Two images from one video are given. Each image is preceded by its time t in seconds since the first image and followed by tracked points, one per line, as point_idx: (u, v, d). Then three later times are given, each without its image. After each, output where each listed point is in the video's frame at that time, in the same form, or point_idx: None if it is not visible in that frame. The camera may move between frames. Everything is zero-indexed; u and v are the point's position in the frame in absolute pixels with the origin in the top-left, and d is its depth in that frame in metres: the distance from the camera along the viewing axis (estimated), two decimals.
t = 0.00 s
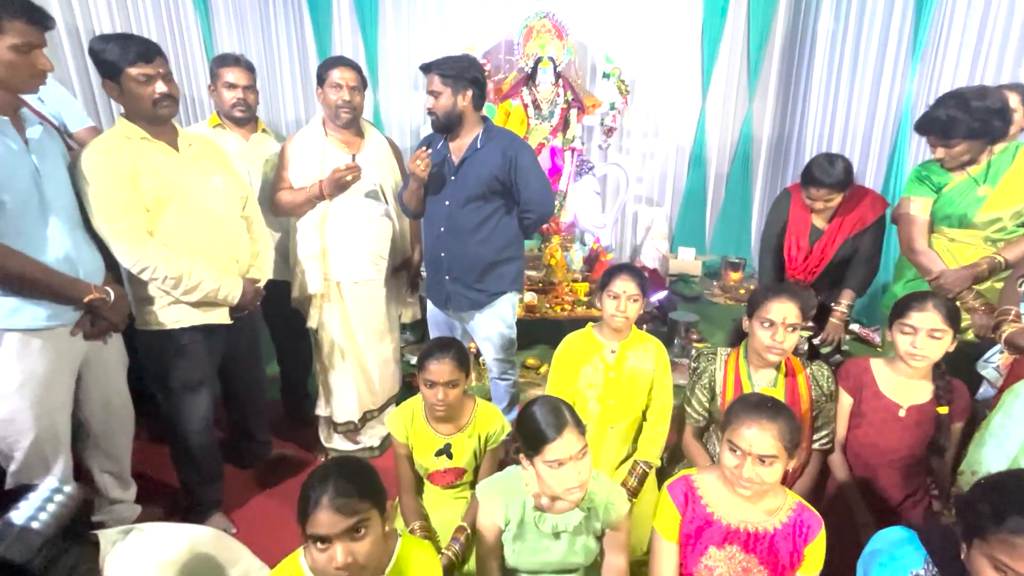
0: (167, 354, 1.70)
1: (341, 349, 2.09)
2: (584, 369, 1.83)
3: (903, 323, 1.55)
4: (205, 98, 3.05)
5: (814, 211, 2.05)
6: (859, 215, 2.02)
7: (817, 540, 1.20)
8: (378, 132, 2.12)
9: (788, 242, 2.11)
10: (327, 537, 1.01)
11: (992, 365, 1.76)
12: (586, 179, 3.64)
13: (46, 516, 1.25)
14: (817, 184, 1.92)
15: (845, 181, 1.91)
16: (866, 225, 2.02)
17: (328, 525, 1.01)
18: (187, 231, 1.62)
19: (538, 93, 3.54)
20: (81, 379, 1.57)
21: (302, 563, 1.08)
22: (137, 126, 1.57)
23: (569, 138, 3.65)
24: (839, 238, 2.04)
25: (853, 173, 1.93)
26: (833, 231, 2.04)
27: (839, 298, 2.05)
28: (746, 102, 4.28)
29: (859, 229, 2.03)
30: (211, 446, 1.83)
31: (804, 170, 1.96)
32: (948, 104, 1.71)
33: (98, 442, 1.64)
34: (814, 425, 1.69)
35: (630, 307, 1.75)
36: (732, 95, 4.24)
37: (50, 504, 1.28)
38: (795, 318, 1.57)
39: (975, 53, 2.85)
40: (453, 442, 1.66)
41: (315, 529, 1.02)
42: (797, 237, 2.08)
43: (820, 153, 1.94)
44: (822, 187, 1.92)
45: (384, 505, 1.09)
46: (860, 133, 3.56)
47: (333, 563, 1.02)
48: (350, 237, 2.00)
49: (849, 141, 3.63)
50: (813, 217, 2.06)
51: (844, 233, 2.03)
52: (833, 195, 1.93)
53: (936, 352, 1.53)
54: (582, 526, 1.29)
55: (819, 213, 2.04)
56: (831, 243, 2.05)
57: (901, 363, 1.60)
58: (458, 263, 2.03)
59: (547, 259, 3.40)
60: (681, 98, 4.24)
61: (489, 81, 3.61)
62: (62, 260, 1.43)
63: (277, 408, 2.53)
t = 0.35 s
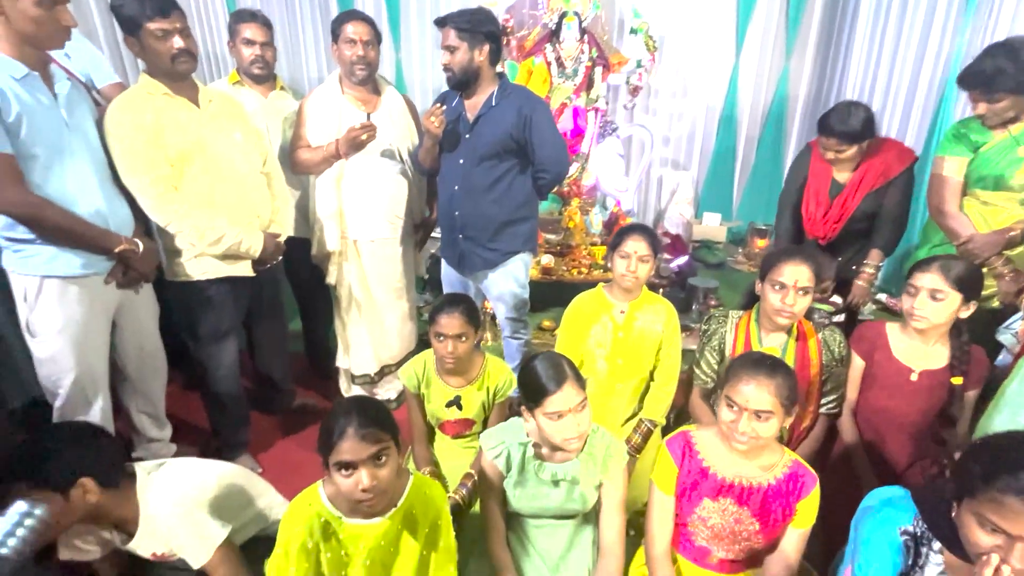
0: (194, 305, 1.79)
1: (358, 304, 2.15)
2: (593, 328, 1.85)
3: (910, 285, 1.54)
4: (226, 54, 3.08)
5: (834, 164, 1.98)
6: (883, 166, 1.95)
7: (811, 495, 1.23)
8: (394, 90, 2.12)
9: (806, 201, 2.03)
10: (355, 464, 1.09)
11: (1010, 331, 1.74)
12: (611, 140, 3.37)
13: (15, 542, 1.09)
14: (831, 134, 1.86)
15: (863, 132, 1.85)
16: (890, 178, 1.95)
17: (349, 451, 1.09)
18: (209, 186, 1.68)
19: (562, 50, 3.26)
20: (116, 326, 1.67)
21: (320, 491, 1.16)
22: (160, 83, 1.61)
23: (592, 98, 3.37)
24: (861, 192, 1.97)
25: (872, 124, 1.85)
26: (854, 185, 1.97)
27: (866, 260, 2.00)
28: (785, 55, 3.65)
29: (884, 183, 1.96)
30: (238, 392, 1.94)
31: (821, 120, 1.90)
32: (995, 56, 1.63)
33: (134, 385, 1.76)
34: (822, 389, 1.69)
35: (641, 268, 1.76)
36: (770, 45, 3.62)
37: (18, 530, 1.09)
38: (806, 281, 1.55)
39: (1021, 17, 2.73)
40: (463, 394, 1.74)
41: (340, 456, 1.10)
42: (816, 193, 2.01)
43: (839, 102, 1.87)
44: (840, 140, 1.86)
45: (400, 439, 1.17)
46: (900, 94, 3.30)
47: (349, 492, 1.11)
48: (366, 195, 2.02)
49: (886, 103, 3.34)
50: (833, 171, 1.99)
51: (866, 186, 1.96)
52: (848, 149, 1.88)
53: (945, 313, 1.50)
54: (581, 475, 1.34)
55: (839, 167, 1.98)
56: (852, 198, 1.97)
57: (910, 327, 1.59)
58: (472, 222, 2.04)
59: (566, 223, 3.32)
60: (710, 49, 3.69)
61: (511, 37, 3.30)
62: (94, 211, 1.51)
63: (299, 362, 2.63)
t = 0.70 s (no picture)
0: (224, 258, 1.85)
1: (381, 261, 2.19)
2: (611, 289, 1.85)
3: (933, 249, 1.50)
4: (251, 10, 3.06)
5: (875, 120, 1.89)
6: (929, 119, 1.84)
7: (822, 456, 1.22)
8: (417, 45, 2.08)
9: (845, 159, 1.96)
10: (371, 408, 1.13)
11: None
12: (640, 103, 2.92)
13: None
14: (872, 89, 1.78)
15: (903, 85, 1.76)
16: (938, 132, 1.84)
17: (366, 396, 1.13)
18: (237, 141, 1.71)
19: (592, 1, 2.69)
20: (152, 275, 1.76)
21: (339, 437, 1.21)
22: (187, 36, 1.61)
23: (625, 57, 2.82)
24: (904, 149, 1.87)
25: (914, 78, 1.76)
26: (897, 141, 1.87)
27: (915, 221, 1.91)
28: None
29: (931, 139, 1.84)
30: (266, 342, 2.03)
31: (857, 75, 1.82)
32: None
33: (170, 331, 1.86)
34: (846, 354, 1.65)
35: (661, 229, 1.73)
36: None
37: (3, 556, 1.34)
38: (828, 243, 1.50)
39: None
40: (480, 349, 1.78)
41: (357, 402, 1.15)
42: (855, 152, 1.92)
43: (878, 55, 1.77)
44: (880, 94, 1.77)
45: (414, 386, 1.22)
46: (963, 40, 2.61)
47: (365, 435, 1.15)
48: (389, 152, 2.04)
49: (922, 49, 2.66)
50: (874, 128, 1.90)
51: (910, 142, 1.86)
52: (889, 102, 1.79)
53: (980, 281, 1.44)
54: (590, 429, 1.38)
55: (881, 124, 1.88)
56: (895, 156, 1.88)
57: (944, 296, 1.52)
58: (493, 180, 2.03)
59: (590, 186, 3.01)
60: None
61: None
62: (128, 163, 1.57)
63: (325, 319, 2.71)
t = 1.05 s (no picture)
0: (262, 224, 1.91)
1: (412, 231, 2.22)
2: (642, 262, 1.83)
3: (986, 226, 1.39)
4: None
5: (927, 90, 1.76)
6: (989, 84, 1.71)
7: (852, 436, 1.20)
8: (449, 11, 2.04)
9: (894, 132, 1.85)
10: (400, 373, 1.15)
11: None
12: (679, 72, 2.71)
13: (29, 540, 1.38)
14: (922, 55, 1.66)
15: (957, 50, 1.64)
16: (1000, 100, 1.71)
17: (395, 361, 1.15)
18: (273, 108, 1.74)
19: None
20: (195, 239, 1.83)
21: (370, 399, 1.24)
22: (225, 5, 1.65)
23: (663, 24, 2.64)
24: (961, 120, 1.74)
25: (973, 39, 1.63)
26: (953, 112, 1.75)
27: (982, 190, 1.80)
28: None
29: (993, 105, 1.72)
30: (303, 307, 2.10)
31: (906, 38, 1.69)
32: None
33: (212, 294, 1.94)
34: (886, 336, 1.59)
35: (696, 202, 1.69)
36: None
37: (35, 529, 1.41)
38: (868, 218, 1.44)
39: None
40: (508, 319, 1.80)
41: (387, 367, 1.16)
42: (906, 124, 1.81)
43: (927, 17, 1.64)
44: (930, 60, 1.66)
45: (441, 353, 1.23)
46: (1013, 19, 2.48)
47: (394, 399, 1.17)
48: (421, 121, 2.03)
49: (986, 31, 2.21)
50: (926, 98, 1.78)
51: (968, 113, 1.73)
52: (939, 68, 1.67)
53: None
54: (614, 400, 1.39)
55: (935, 93, 1.76)
56: (951, 128, 1.76)
57: (989, 274, 1.44)
58: (525, 151, 2.00)
59: (623, 158, 2.84)
60: None
61: None
62: (172, 130, 1.62)
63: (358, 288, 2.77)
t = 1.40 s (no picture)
0: (273, 213, 1.93)
1: (421, 219, 2.23)
2: (649, 248, 1.83)
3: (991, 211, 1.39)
4: None
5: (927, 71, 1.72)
6: (989, 64, 1.66)
7: (857, 417, 1.21)
8: None
9: (892, 115, 1.82)
10: (410, 357, 1.17)
11: None
12: (688, 55, 2.68)
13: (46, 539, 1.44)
14: (915, 32, 1.62)
15: (952, 27, 1.58)
16: (997, 79, 1.67)
17: (407, 346, 1.17)
18: (282, 96, 1.75)
19: None
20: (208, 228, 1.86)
21: (382, 383, 1.27)
22: None
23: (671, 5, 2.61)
24: (958, 102, 1.70)
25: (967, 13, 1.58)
26: (949, 94, 1.71)
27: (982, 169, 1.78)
28: None
29: (990, 89, 1.68)
30: (314, 295, 2.13)
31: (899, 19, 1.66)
32: None
33: (225, 282, 1.97)
34: (892, 320, 1.59)
35: (705, 187, 1.68)
36: None
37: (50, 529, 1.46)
38: (873, 201, 1.44)
39: None
40: (516, 305, 1.82)
41: (398, 351, 1.18)
42: (903, 106, 1.78)
43: None
44: (924, 37, 1.61)
45: (452, 339, 1.25)
46: None
47: (404, 382, 1.19)
48: (429, 108, 2.04)
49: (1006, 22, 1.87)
50: (925, 79, 1.73)
51: (965, 94, 1.69)
52: (934, 47, 1.62)
53: None
54: (621, 383, 1.41)
55: (932, 73, 1.71)
56: (948, 108, 1.72)
57: (996, 260, 1.44)
58: (532, 138, 2.00)
59: (631, 144, 2.80)
60: None
61: None
62: (185, 121, 1.64)
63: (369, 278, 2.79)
